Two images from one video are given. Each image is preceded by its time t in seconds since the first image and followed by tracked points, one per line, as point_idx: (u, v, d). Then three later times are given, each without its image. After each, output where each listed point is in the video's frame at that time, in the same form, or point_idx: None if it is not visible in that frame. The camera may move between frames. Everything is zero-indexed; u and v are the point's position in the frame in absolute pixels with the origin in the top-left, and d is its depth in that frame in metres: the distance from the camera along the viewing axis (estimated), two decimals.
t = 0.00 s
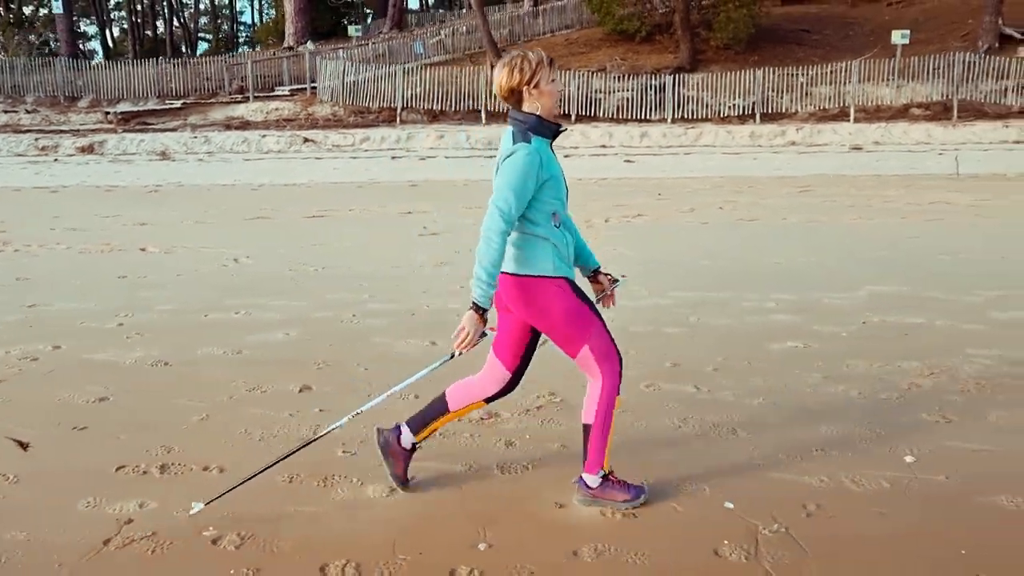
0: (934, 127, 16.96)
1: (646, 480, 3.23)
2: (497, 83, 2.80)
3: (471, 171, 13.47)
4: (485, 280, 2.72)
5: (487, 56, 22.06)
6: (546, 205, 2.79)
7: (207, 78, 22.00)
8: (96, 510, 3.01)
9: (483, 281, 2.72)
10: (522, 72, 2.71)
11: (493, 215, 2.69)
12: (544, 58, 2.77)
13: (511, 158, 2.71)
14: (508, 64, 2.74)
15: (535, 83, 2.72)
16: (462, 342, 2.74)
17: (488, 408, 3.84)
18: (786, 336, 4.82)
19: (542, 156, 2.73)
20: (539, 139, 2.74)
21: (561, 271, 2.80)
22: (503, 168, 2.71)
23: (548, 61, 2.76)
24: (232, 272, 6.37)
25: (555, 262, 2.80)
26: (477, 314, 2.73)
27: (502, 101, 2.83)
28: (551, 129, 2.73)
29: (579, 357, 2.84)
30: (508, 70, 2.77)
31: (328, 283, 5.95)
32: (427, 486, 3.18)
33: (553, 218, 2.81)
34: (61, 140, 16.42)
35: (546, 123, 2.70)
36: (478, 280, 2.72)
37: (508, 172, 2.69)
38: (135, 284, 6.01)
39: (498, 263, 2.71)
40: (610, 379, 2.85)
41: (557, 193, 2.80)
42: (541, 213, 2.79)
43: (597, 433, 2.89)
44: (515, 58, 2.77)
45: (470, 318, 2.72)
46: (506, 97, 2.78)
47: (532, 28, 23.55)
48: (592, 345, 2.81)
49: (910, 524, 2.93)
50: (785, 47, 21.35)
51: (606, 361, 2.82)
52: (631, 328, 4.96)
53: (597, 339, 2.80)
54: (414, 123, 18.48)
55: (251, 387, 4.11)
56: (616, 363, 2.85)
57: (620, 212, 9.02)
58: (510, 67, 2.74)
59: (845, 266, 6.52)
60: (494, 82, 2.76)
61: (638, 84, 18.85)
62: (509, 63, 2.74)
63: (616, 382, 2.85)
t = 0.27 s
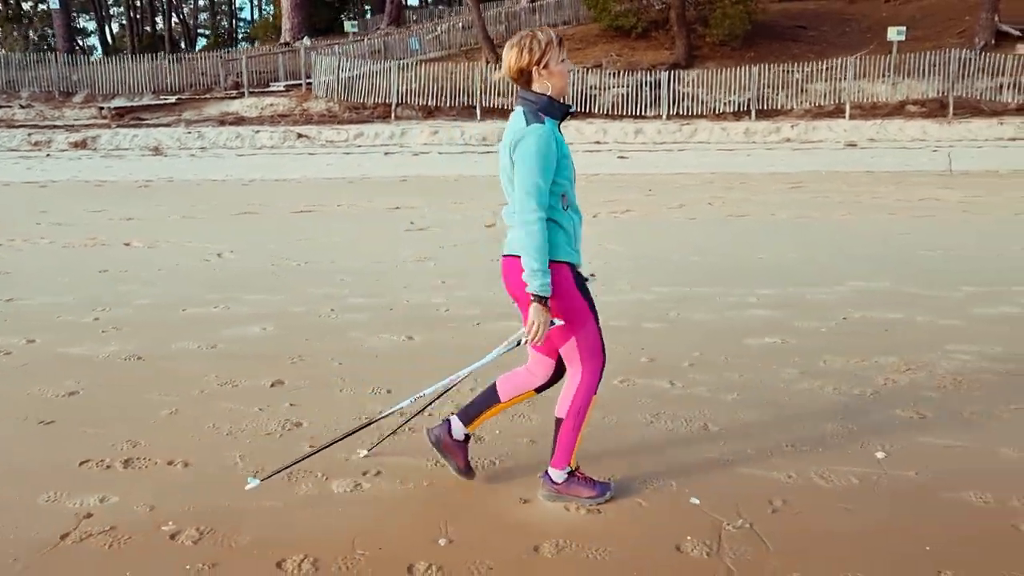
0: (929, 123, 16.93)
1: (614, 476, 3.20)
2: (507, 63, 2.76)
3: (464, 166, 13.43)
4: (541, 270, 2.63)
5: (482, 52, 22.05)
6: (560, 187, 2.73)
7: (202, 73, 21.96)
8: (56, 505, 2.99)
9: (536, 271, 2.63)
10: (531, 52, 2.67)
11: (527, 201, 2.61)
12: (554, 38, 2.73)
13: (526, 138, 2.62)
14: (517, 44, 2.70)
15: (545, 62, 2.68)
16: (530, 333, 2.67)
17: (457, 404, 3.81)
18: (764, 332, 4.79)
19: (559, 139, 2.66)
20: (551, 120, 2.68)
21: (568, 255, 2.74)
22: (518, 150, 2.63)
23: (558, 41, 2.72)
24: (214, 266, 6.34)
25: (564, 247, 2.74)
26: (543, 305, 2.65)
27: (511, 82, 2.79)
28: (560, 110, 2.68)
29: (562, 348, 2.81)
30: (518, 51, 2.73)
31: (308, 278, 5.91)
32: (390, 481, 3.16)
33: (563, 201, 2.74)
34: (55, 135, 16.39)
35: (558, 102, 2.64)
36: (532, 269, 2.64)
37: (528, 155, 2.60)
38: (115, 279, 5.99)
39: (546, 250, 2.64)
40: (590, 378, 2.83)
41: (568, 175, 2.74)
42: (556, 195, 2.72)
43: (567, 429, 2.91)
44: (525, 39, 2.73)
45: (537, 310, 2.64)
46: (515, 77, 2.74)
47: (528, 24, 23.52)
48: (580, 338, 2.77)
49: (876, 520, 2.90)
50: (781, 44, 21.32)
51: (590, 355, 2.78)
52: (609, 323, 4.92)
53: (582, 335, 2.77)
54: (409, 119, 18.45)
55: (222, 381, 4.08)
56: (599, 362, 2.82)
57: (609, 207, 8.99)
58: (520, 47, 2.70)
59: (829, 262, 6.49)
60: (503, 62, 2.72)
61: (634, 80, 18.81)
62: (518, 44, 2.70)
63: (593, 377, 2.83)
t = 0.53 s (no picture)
0: (926, 111, 16.87)
1: (579, 465, 3.18)
2: (513, 36, 2.73)
3: (457, 153, 13.36)
4: (600, 237, 2.64)
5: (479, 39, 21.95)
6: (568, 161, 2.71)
7: (197, 60, 21.86)
8: (15, 493, 2.97)
9: (594, 239, 2.63)
10: (539, 26, 2.65)
11: (561, 171, 2.58)
12: (562, 13, 2.71)
13: (544, 110, 2.59)
14: (525, 17, 2.68)
15: (553, 36, 2.65)
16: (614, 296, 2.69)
17: (427, 391, 3.79)
18: (743, 320, 4.76)
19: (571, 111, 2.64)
20: (558, 92, 2.65)
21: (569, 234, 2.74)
22: (535, 121, 2.59)
23: (566, 16, 2.69)
24: (196, 254, 6.30)
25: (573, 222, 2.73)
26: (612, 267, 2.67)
27: (517, 57, 2.76)
28: (567, 83, 2.65)
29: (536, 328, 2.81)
30: (525, 25, 2.70)
31: (289, 265, 5.87)
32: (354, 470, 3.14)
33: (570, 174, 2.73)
34: (48, 122, 16.32)
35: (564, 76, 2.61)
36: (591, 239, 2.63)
37: (550, 126, 2.57)
38: (95, 266, 5.95)
39: (596, 217, 2.64)
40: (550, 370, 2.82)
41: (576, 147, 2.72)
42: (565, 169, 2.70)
43: (529, 417, 2.88)
44: (532, 13, 2.70)
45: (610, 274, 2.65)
46: (522, 51, 2.71)
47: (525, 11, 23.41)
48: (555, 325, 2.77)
49: (841, 509, 2.89)
50: (779, 31, 21.21)
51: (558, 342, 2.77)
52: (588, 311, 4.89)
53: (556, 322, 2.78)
54: (404, 106, 18.37)
55: (194, 369, 4.05)
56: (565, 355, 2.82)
57: (598, 195, 8.94)
58: (527, 20, 2.67)
59: (815, 250, 6.46)
60: (510, 36, 2.69)
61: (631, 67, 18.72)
62: (526, 17, 2.68)
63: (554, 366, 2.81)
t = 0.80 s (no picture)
0: (917, 95, 16.81)
1: (541, 453, 3.18)
2: (516, 30, 2.71)
3: (447, 138, 13.31)
4: (642, 207, 2.67)
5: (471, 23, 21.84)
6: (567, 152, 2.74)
7: (187, 44, 21.73)
8: None
9: (637, 210, 2.67)
10: (542, 20, 2.63)
11: (587, 155, 2.57)
12: (565, 7, 2.68)
13: (555, 98, 2.59)
14: (528, 12, 2.66)
15: (556, 31, 2.63)
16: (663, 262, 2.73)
17: (394, 379, 3.79)
18: (716, 307, 4.76)
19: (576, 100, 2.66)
20: (561, 84, 2.65)
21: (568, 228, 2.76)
22: (549, 109, 2.59)
23: (569, 10, 2.67)
24: (175, 240, 6.28)
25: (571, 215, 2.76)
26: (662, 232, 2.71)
27: (520, 51, 2.74)
28: (570, 75, 2.65)
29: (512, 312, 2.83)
30: (528, 19, 2.68)
31: (266, 252, 5.86)
32: (315, 458, 3.14)
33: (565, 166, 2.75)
34: (36, 108, 16.23)
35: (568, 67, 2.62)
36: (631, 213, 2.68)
37: (566, 113, 2.58)
38: (72, 253, 5.93)
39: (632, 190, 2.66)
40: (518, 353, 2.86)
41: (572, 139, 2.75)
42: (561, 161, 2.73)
43: (491, 403, 2.89)
44: (535, 6, 2.68)
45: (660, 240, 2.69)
46: (524, 46, 2.69)
47: None
48: (530, 314, 2.79)
49: (800, 496, 2.89)
50: (772, 14, 21.13)
51: (526, 327, 2.81)
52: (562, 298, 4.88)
53: (536, 311, 2.80)
54: (395, 91, 18.30)
55: (163, 357, 4.05)
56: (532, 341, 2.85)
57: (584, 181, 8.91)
58: (530, 14, 2.65)
59: (795, 236, 6.45)
60: (512, 31, 2.67)
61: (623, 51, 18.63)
62: (529, 12, 2.65)
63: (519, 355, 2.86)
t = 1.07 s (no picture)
0: (909, 78, 16.73)
1: (494, 442, 3.17)
2: (527, 33, 2.67)
3: (434, 125, 13.26)
4: (669, 195, 2.60)
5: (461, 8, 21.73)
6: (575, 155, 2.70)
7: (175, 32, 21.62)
8: None
9: (664, 199, 2.60)
10: (552, 23, 2.58)
11: (604, 152, 2.54)
12: (575, 9, 2.63)
13: (568, 98, 2.56)
14: (539, 14, 2.61)
15: (566, 34, 2.59)
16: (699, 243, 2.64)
17: (355, 368, 3.78)
18: (685, 293, 4.74)
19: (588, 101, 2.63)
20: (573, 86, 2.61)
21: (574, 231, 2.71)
22: (563, 107, 2.56)
23: (580, 12, 2.62)
24: (148, 231, 6.25)
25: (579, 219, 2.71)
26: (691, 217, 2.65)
27: (531, 54, 2.70)
28: (580, 78, 2.60)
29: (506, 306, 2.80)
30: (538, 21, 2.63)
31: (238, 242, 5.83)
32: (267, 448, 3.13)
33: (573, 169, 2.72)
34: (22, 97, 16.16)
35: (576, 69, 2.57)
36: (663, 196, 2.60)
37: (581, 112, 2.55)
38: (44, 244, 5.91)
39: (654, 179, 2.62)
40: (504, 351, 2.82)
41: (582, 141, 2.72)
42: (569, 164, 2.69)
43: (462, 393, 2.87)
44: (546, 9, 2.63)
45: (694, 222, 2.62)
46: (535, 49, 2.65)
47: None
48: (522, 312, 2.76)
49: (751, 483, 2.88)
50: None
51: (517, 325, 2.77)
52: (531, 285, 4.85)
53: (530, 309, 2.76)
54: (384, 78, 18.22)
55: (125, 349, 4.03)
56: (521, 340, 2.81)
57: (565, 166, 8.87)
58: (540, 17, 2.61)
59: (772, 221, 6.42)
60: (522, 34, 2.63)
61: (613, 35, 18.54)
62: (539, 15, 2.61)
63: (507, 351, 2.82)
